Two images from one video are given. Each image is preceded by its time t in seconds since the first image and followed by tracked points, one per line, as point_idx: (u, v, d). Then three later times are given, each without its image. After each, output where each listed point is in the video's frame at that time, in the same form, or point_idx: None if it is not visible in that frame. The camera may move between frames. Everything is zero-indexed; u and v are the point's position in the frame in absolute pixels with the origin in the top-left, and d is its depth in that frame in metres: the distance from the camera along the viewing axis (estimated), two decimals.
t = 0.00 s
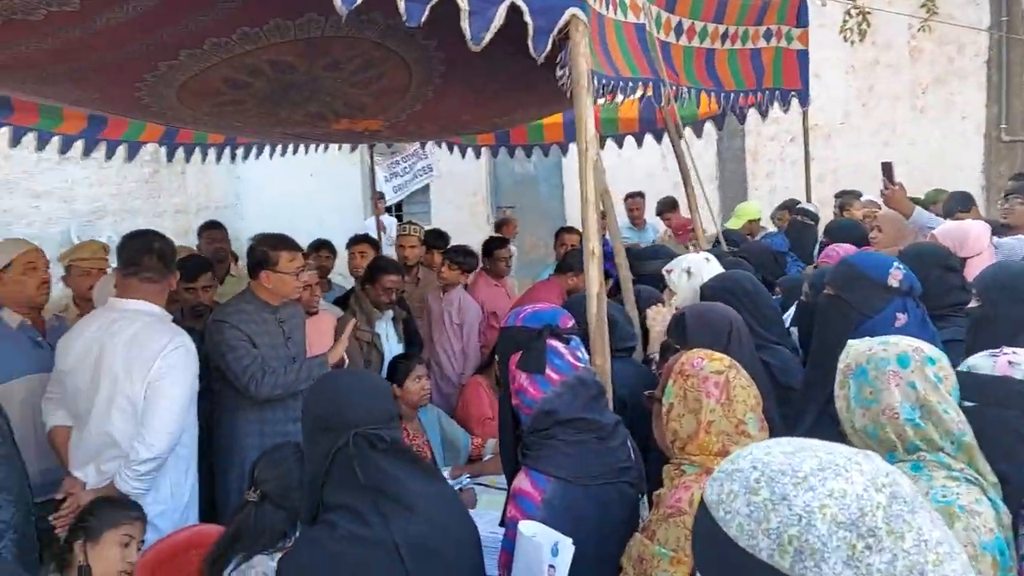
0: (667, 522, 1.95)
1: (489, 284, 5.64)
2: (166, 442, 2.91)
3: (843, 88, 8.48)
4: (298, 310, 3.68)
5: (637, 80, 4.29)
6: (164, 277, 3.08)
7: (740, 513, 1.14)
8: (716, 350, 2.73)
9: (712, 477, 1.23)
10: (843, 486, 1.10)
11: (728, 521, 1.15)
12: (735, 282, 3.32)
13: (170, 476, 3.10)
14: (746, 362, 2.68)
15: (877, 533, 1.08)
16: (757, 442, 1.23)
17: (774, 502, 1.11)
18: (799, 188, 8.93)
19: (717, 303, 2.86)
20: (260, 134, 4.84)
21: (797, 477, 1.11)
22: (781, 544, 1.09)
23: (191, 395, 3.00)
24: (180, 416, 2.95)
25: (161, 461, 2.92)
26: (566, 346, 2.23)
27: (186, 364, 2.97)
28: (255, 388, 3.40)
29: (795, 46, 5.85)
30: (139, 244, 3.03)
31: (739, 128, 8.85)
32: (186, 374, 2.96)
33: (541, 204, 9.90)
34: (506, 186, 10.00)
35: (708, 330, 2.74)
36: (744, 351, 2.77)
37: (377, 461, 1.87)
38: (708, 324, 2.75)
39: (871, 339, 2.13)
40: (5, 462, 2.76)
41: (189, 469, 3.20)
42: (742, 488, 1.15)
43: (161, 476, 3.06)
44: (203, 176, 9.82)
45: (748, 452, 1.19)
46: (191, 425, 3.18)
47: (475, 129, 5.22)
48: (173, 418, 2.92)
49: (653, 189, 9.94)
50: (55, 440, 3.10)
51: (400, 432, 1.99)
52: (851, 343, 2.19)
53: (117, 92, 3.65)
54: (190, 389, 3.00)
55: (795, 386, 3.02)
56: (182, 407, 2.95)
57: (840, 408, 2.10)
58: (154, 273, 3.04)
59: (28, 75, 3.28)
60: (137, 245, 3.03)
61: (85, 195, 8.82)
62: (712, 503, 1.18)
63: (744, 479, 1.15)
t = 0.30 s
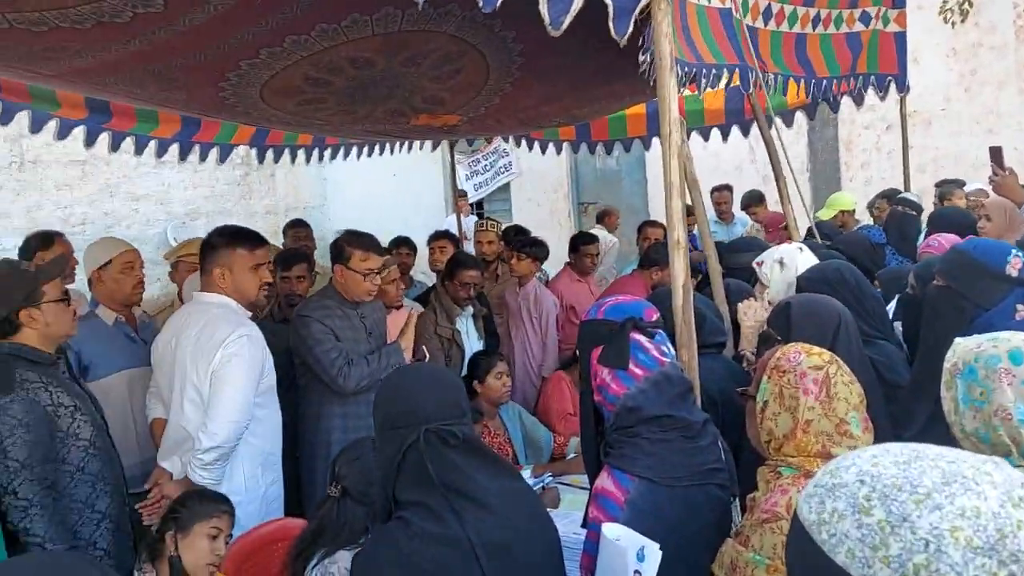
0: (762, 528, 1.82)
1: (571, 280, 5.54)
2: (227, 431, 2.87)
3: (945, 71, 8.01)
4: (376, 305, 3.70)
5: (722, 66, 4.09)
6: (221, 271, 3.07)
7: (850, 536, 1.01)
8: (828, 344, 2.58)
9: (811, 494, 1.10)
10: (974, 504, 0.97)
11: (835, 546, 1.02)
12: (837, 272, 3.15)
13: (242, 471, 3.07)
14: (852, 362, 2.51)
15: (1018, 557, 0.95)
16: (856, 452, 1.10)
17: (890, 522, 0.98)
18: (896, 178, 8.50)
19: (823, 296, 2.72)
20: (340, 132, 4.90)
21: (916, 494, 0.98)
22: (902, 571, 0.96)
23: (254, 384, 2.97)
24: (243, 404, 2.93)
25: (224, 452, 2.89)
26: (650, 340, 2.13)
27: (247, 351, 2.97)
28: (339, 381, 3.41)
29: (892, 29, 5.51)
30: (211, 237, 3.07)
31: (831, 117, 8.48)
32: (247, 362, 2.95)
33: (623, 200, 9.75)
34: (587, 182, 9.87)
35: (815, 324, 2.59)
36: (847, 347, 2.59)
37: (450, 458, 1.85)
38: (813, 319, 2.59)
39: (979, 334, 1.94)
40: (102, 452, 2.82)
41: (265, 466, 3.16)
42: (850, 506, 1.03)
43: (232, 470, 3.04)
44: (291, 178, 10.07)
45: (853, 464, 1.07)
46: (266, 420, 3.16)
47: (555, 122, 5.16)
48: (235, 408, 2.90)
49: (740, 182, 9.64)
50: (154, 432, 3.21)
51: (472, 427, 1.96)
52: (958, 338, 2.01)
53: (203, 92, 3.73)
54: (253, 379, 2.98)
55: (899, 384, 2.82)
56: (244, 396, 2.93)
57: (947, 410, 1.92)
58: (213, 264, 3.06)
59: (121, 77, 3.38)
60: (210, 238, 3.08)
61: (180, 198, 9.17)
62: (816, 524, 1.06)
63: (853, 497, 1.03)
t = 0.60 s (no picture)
0: (833, 529, 1.68)
1: (629, 275, 5.44)
2: (218, 428, 2.74)
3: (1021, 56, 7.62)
4: (431, 301, 3.66)
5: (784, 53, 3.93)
6: (265, 267, 3.05)
7: (938, 534, 0.89)
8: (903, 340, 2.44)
9: (895, 489, 0.98)
10: None
11: (922, 545, 0.91)
12: (907, 260, 3.06)
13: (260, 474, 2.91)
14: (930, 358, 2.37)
15: None
16: (948, 445, 0.99)
17: (986, 519, 0.86)
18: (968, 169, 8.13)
19: (902, 288, 2.57)
20: (393, 127, 4.89)
21: (1017, 488, 0.87)
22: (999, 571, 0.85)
23: (258, 381, 2.80)
24: (241, 402, 2.77)
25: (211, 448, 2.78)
26: (711, 334, 2.03)
27: (250, 346, 2.80)
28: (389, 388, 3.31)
29: (965, 12, 5.18)
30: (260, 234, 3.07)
31: (899, 106, 8.17)
32: (249, 357, 2.79)
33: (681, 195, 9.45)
34: (644, 178, 9.70)
35: (891, 317, 2.45)
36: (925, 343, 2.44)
37: (497, 454, 1.79)
38: (892, 313, 2.46)
39: None
40: (158, 446, 2.82)
41: (292, 470, 2.98)
42: (940, 501, 0.91)
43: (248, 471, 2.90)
44: (348, 178, 10.17)
45: (944, 456, 0.95)
46: (291, 422, 2.97)
47: (610, 113, 5.06)
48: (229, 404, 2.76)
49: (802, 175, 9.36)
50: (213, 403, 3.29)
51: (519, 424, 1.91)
52: None
53: (257, 89, 3.74)
54: (257, 375, 2.81)
55: (978, 381, 2.65)
56: (242, 393, 2.76)
57: None
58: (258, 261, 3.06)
59: (177, 75, 3.41)
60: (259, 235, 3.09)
61: (240, 197, 9.34)
62: (900, 521, 0.94)
63: (945, 491, 0.91)
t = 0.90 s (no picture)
0: (879, 549, 1.60)
1: (675, 273, 5.32)
2: (226, 422, 2.82)
3: None
4: (470, 299, 3.61)
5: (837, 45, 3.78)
6: (297, 262, 3.05)
7: None
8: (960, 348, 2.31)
9: (959, 527, 0.93)
10: None
11: None
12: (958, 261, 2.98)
13: (275, 469, 2.96)
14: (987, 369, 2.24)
15: None
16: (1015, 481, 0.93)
17: None
18: None
19: (963, 294, 2.43)
20: (435, 123, 4.86)
21: None
22: None
23: (262, 380, 2.83)
24: (247, 399, 2.82)
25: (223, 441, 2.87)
26: (753, 341, 1.93)
27: (256, 345, 2.84)
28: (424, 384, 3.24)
29: None
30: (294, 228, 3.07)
31: (960, 100, 7.86)
32: (254, 356, 2.82)
33: (732, 192, 9.35)
34: (693, 175, 9.53)
35: (948, 323, 2.33)
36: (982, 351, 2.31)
37: (526, 461, 1.73)
38: (949, 318, 2.33)
39: None
40: (198, 441, 2.79)
41: (309, 468, 2.99)
42: (1014, 548, 0.85)
43: (264, 464, 2.96)
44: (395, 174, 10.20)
45: (1016, 497, 0.90)
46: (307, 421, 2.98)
47: (655, 108, 4.95)
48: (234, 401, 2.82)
49: (857, 173, 9.09)
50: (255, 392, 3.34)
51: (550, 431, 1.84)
52: None
53: (298, 84, 3.74)
54: (262, 374, 2.84)
55: None
56: (247, 391, 2.81)
57: None
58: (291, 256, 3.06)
59: (218, 70, 3.42)
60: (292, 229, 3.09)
61: (289, 193, 9.44)
62: (966, 566, 0.89)
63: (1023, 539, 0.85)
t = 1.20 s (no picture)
0: (894, 566, 1.56)
1: (703, 273, 5.25)
2: (241, 414, 2.87)
3: None
4: (492, 298, 3.59)
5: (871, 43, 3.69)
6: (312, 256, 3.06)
7: None
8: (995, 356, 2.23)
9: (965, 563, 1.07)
10: None
11: None
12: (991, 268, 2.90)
13: (289, 461, 2.99)
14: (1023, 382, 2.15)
15: None
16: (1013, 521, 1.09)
17: None
18: None
19: (998, 302, 2.35)
20: (462, 120, 4.84)
21: None
22: None
23: (273, 375, 2.86)
24: (260, 394, 2.86)
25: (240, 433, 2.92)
26: (771, 349, 1.89)
27: (267, 341, 2.86)
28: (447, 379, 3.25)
29: None
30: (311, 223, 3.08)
31: (1002, 101, 7.66)
32: (265, 351, 2.85)
33: (765, 192, 9.19)
34: (725, 172, 9.40)
35: (982, 331, 2.25)
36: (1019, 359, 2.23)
37: (538, 465, 1.71)
38: (981, 326, 2.26)
39: None
40: (219, 435, 2.80)
41: (322, 462, 3.01)
42: None
43: (280, 457, 3.01)
44: (425, 169, 10.22)
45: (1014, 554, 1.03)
46: (321, 415, 3.00)
47: (685, 105, 4.89)
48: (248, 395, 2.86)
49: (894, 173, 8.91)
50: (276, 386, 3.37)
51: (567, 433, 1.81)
52: None
53: (324, 81, 3.75)
54: (273, 369, 2.86)
55: None
56: (258, 385, 2.84)
57: None
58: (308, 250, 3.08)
59: (245, 66, 3.44)
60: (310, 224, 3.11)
61: (320, 187, 9.51)
62: None
63: None
